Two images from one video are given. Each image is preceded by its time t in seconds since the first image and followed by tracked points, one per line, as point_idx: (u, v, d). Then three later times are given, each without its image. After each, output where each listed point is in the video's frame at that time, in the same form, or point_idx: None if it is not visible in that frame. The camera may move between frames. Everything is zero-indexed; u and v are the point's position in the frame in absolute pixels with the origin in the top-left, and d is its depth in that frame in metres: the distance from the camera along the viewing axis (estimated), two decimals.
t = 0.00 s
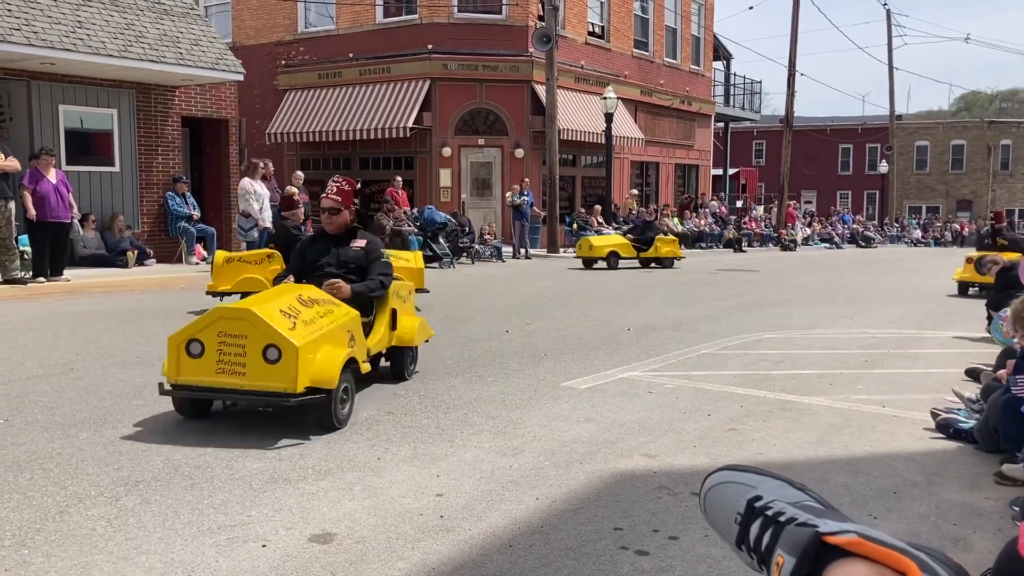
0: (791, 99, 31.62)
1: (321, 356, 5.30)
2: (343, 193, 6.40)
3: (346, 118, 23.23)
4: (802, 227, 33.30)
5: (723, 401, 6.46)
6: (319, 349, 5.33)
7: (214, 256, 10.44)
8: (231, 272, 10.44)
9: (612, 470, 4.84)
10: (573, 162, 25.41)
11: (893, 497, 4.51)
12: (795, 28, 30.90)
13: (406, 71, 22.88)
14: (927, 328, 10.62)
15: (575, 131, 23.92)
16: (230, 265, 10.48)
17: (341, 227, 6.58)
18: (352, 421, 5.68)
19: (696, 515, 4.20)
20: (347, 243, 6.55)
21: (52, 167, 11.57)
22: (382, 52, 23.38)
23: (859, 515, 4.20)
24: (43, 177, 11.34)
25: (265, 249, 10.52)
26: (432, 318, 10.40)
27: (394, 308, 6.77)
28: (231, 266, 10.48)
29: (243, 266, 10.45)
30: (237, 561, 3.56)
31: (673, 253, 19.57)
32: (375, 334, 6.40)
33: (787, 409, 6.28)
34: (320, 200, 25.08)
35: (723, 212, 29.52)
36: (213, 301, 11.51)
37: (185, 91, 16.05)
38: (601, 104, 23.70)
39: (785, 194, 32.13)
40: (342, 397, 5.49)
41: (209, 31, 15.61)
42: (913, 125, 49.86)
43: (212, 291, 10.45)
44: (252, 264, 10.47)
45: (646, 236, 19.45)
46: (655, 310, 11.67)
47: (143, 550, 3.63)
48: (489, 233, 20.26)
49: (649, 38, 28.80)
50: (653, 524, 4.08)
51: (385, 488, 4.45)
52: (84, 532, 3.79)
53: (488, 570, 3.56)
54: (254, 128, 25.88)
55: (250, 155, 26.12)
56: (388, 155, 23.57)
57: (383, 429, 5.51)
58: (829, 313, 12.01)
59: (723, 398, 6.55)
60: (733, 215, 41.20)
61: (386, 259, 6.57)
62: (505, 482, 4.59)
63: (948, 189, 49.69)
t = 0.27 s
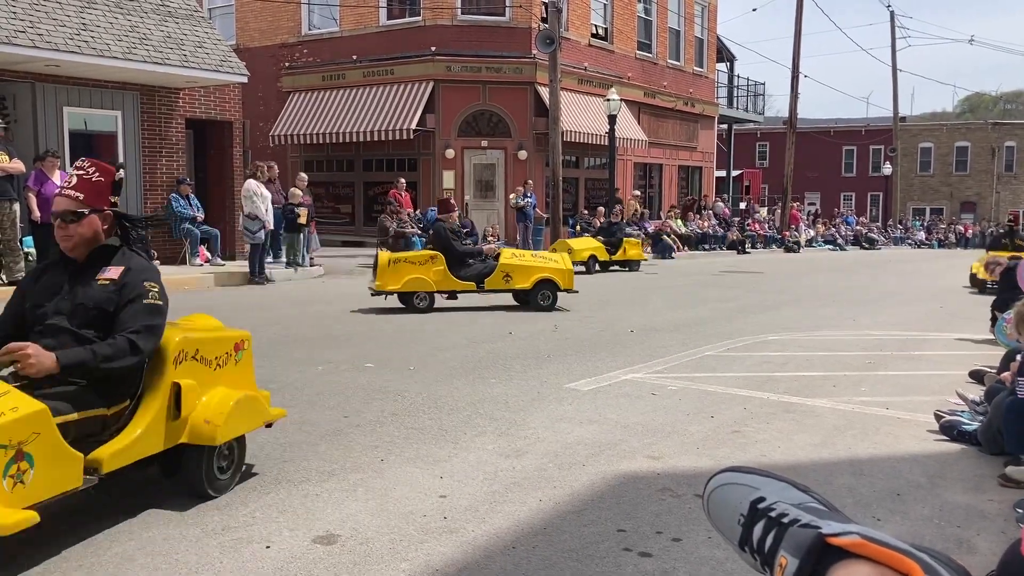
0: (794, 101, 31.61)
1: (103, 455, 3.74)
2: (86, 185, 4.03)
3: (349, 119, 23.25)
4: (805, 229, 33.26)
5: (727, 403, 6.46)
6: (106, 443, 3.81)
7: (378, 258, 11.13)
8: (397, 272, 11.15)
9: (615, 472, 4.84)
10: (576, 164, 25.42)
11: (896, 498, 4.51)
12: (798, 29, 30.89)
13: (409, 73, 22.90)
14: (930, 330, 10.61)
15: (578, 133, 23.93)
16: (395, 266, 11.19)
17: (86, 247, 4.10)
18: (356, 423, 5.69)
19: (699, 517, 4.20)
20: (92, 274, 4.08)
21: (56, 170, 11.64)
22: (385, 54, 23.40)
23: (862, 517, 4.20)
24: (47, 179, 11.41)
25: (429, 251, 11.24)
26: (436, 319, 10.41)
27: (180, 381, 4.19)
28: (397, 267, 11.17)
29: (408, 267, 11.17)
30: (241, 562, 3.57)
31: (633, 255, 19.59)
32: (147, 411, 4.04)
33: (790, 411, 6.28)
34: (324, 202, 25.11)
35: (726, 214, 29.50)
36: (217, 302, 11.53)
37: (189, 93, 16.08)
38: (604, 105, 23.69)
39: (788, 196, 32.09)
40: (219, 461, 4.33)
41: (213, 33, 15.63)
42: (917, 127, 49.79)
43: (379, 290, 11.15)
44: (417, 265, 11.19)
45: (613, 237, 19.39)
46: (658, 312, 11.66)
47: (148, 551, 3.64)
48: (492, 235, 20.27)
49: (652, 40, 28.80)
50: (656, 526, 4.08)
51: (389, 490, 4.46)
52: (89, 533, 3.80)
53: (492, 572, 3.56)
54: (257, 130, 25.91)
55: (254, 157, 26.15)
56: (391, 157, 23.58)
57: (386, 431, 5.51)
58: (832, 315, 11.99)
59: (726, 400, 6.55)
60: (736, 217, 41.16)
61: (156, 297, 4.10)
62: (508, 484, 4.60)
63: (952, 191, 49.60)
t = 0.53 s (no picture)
0: (798, 102, 31.59)
1: None
2: None
3: (353, 121, 23.29)
4: (809, 231, 33.23)
5: (730, 405, 6.46)
6: None
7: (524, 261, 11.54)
8: (544, 274, 11.50)
9: (618, 473, 4.85)
10: (580, 166, 25.44)
11: (899, 501, 4.51)
12: (803, 31, 30.86)
13: (413, 75, 22.93)
14: (935, 332, 10.60)
15: (582, 134, 23.94)
16: (542, 268, 11.52)
17: None
18: (360, 424, 5.70)
19: (702, 519, 4.21)
20: None
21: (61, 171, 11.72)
22: (390, 56, 23.43)
23: (866, 519, 4.20)
24: (53, 180, 11.50)
25: (575, 254, 11.56)
26: (440, 321, 10.43)
27: None
28: (544, 270, 11.52)
29: (553, 269, 11.50)
30: (246, 563, 3.58)
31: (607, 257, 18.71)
32: None
33: (793, 413, 6.28)
34: (328, 204, 25.15)
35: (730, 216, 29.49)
36: (222, 304, 11.56)
37: (193, 95, 16.13)
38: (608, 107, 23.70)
39: (793, 198, 32.07)
40: None
41: (217, 36, 15.67)
42: (921, 129, 49.71)
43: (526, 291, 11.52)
44: (563, 267, 11.52)
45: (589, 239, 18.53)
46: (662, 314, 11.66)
47: (152, 552, 3.66)
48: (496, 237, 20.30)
49: (656, 42, 28.80)
50: (659, 528, 4.09)
51: (393, 491, 4.47)
52: (94, 533, 3.82)
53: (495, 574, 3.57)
54: (262, 132, 25.98)
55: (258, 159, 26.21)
56: (395, 159, 23.62)
57: (390, 432, 5.53)
58: (836, 317, 11.99)
59: (730, 403, 6.55)
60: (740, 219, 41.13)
61: None
62: (512, 485, 4.61)
63: (956, 193, 49.51)
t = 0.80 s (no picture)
0: (803, 104, 31.58)
1: None
2: None
3: (358, 123, 23.31)
4: (813, 233, 33.20)
5: (734, 408, 6.45)
6: None
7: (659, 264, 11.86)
8: (679, 277, 11.85)
9: (622, 476, 4.85)
10: (584, 167, 25.46)
11: (904, 504, 4.50)
12: (807, 33, 30.85)
13: (417, 77, 22.95)
14: (939, 335, 10.58)
15: (586, 136, 23.94)
16: (675, 272, 11.90)
17: None
18: (365, 426, 5.71)
19: (706, 522, 4.20)
20: None
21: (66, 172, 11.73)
22: (394, 58, 23.46)
23: (870, 522, 4.19)
24: (58, 181, 11.51)
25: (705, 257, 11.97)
26: (445, 323, 10.44)
27: None
28: (677, 272, 11.88)
29: (686, 271, 11.86)
30: (250, 565, 3.59)
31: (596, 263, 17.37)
32: None
33: (797, 416, 6.27)
34: (332, 205, 25.17)
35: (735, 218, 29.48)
36: (226, 305, 11.59)
37: (198, 97, 16.16)
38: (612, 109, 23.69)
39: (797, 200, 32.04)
40: None
41: (222, 38, 15.71)
42: (926, 131, 49.65)
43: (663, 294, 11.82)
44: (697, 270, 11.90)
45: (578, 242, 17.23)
46: (665, 315, 11.66)
47: (157, 554, 3.66)
48: (500, 239, 20.31)
49: (660, 44, 28.81)
50: (663, 531, 4.09)
51: (396, 493, 4.47)
52: (100, 535, 3.83)
53: None
54: (267, 134, 26.02)
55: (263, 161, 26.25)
56: (399, 160, 23.65)
57: (394, 434, 5.53)
58: (841, 319, 11.96)
59: (734, 405, 6.55)
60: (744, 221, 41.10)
61: None
62: (515, 488, 4.61)
63: (961, 195, 49.44)
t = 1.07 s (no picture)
0: (807, 106, 31.56)
1: None
2: None
3: (362, 124, 23.33)
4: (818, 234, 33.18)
5: (738, 409, 6.44)
6: None
7: (775, 267, 12.29)
8: (794, 278, 12.30)
9: (626, 478, 4.84)
10: (588, 168, 25.46)
11: (909, 506, 4.49)
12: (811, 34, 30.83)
13: (421, 78, 22.97)
14: (944, 337, 10.56)
15: (590, 137, 23.93)
16: (791, 274, 12.35)
17: None
18: (368, 427, 5.71)
19: (711, 523, 4.19)
20: None
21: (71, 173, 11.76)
22: (398, 59, 23.48)
23: (875, 525, 4.18)
24: (63, 181, 11.54)
25: (816, 259, 12.46)
26: (448, 324, 10.44)
27: None
28: (790, 274, 12.33)
29: (800, 273, 12.32)
30: (254, 566, 3.59)
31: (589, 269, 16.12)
32: None
33: (802, 418, 6.26)
34: (336, 206, 25.19)
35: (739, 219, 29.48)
36: (230, 306, 11.61)
37: (203, 98, 16.18)
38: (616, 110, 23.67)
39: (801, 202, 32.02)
40: None
41: (226, 39, 15.73)
42: (931, 132, 49.61)
43: (780, 295, 12.27)
44: (810, 271, 12.38)
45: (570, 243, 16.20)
46: (669, 317, 11.66)
47: (161, 554, 3.66)
48: (504, 240, 20.31)
49: (664, 45, 28.80)
50: (667, 533, 4.08)
51: (400, 494, 4.47)
52: (104, 535, 3.83)
53: None
54: (271, 135, 26.05)
55: (267, 162, 26.29)
56: (403, 162, 23.66)
57: (398, 435, 5.53)
58: (845, 321, 11.94)
59: (738, 407, 6.54)
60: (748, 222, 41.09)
61: None
62: (519, 489, 4.60)
63: (966, 197, 49.38)
